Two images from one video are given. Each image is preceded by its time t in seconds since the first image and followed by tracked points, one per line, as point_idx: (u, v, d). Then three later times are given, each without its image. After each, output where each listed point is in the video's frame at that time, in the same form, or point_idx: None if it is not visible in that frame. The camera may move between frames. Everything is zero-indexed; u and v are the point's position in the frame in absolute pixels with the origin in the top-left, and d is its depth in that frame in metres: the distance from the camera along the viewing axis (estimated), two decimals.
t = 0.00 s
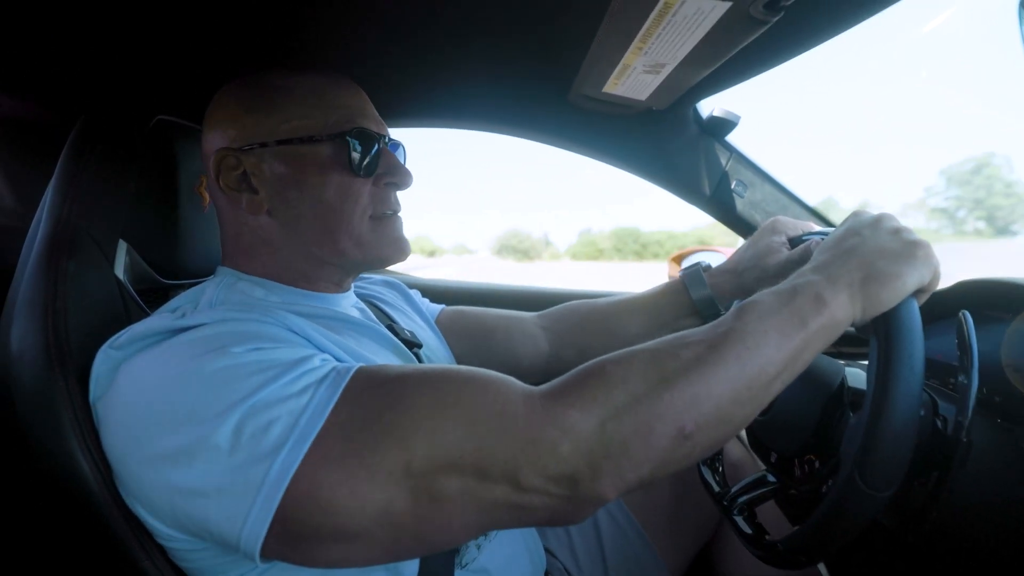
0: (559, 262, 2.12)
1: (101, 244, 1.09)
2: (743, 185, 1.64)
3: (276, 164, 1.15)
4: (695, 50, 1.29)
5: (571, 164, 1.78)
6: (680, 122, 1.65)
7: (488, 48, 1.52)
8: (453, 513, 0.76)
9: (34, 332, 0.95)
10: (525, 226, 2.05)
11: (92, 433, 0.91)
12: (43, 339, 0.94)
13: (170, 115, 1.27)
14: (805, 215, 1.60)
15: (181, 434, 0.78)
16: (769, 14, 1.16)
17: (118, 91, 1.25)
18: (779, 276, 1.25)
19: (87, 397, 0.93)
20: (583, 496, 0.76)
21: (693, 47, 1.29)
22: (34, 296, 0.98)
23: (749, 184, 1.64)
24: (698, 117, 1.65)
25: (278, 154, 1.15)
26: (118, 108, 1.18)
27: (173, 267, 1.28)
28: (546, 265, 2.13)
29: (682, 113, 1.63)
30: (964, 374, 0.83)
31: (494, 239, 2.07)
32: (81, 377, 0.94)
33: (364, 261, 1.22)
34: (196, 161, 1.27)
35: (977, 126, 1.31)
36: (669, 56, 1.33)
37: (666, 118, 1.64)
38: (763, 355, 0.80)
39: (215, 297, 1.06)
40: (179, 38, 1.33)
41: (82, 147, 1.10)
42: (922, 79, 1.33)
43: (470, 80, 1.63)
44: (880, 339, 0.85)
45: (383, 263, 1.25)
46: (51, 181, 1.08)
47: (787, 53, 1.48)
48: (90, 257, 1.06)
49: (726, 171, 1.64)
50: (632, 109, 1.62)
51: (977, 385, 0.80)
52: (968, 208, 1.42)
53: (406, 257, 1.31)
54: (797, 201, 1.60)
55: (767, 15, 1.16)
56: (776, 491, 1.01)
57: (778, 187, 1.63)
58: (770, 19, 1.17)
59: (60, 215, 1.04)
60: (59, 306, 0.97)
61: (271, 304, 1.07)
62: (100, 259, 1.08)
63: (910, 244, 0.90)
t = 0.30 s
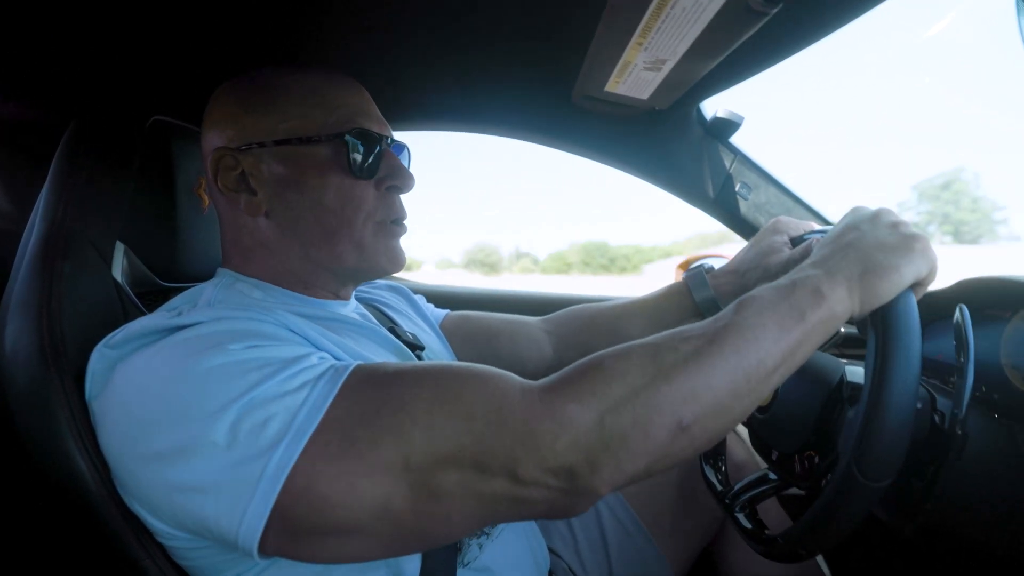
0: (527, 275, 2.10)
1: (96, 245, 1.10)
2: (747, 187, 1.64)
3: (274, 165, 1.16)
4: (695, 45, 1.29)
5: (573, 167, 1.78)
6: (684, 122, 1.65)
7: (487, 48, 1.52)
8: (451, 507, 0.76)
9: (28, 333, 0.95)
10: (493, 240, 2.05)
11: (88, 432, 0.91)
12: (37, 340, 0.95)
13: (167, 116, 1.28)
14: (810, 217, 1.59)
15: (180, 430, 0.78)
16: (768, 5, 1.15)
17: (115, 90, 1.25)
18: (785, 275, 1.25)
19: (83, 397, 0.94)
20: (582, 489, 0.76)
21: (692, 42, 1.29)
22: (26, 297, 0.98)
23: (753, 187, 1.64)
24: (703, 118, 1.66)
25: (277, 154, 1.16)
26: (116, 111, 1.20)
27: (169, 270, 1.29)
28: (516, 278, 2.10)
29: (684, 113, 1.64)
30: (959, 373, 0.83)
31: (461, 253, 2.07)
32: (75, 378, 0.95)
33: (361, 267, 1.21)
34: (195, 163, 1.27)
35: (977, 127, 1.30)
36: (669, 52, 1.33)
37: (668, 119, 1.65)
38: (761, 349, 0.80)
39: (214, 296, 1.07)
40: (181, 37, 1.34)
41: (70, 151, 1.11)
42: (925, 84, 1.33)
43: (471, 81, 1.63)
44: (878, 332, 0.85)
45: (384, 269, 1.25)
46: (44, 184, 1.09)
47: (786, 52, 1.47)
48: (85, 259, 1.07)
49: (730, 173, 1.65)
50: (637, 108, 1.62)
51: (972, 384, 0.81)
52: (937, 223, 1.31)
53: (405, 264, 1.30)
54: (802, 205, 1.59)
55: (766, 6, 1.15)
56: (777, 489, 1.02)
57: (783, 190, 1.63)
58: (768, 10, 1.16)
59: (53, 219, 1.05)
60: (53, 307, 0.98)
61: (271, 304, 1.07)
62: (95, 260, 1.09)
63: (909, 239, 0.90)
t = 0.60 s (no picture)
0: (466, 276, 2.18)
1: (100, 245, 1.10)
2: (746, 183, 1.65)
3: (277, 164, 1.16)
4: (693, 42, 1.28)
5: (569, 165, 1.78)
6: (680, 119, 1.64)
7: (483, 45, 1.51)
8: (451, 506, 0.76)
9: (33, 330, 0.95)
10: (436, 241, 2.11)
11: (91, 429, 0.92)
12: (42, 336, 0.95)
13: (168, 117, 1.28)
14: (805, 210, 1.62)
15: (179, 430, 0.78)
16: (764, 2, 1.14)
17: (111, 86, 1.24)
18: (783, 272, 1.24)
19: (86, 395, 0.94)
20: (581, 489, 0.75)
21: (690, 40, 1.28)
22: (31, 296, 0.98)
23: (751, 183, 1.65)
24: (699, 115, 1.65)
25: (281, 154, 1.16)
26: (117, 109, 1.19)
27: (172, 269, 1.27)
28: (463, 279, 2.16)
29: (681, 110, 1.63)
30: (961, 370, 0.82)
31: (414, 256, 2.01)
32: (78, 377, 0.95)
33: (359, 270, 1.22)
34: (195, 163, 1.28)
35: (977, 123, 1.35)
36: (667, 50, 1.32)
37: (666, 115, 1.64)
38: (761, 346, 0.79)
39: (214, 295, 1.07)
40: (176, 40, 1.34)
41: (82, 150, 1.11)
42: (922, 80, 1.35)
43: (467, 78, 1.63)
44: (879, 329, 0.84)
45: (380, 272, 1.25)
46: (48, 183, 1.09)
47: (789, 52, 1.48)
48: (89, 258, 1.07)
49: (729, 170, 1.65)
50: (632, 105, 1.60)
51: (973, 380, 0.79)
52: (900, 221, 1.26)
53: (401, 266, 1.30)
54: (798, 198, 1.62)
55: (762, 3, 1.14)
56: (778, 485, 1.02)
57: (780, 186, 1.64)
58: (764, 7, 1.15)
59: (59, 218, 1.05)
60: (57, 305, 0.98)
61: (271, 304, 1.07)
62: (99, 259, 1.09)
63: (909, 235, 0.90)
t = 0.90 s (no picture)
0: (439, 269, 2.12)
1: (99, 245, 1.10)
2: (745, 180, 1.65)
3: (299, 159, 1.16)
4: (691, 39, 1.28)
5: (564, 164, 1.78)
6: (680, 117, 1.64)
7: (480, 43, 1.51)
8: (450, 505, 0.76)
9: (32, 330, 0.96)
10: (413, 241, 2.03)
11: (91, 425, 0.93)
12: (41, 336, 0.95)
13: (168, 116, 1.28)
14: (805, 207, 1.60)
15: (179, 428, 0.78)
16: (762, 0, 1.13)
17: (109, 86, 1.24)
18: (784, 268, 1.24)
19: (86, 394, 0.95)
20: (580, 488, 0.76)
21: (689, 37, 1.27)
22: (31, 296, 0.99)
23: (751, 180, 1.65)
24: (698, 112, 1.65)
25: (303, 149, 1.16)
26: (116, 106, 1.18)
27: (172, 268, 1.27)
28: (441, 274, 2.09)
29: (678, 108, 1.62)
30: (959, 365, 0.82)
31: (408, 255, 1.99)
32: (78, 375, 0.96)
33: (377, 259, 1.23)
34: (194, 162, 1.29)
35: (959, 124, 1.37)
36: (665, 47, 1.32)
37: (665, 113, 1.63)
38: (760, 344, 0.79)
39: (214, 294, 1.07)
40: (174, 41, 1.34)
41: (80, 150, 1.11)
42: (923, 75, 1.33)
43: (465, 76, 1.62)
44: (878, 327, 0.84)
45: (392, 263, 1.27)
46: (47, 184, 1.09)
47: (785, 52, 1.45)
48: (89, 257, 1.07)
49: (728, 167, 1.65)
50: (631, 104, 1.60)
51: (972, 376, 0.80)
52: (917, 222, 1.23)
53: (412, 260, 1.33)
54: (797, 194, 1.61)
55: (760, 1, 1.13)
56: (777, 482, 1.02)
57: (780, 183, 1.64)
58: (762, 5, 1.14)
59: (58, 218, 1.05)
60: (56, 306, 0.98)
61: (270, 302, 1.07)
62: (98, 258, 1.09)
63: (908, 232, 0.90)
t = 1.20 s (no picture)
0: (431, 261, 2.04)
1: (98, 242, 1.09)
2: (742, 175, 1.65)
3: (298, 154, 1.15)
4: (693, 37, 1.28)
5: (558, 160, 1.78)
6: (678, 113, 1.64)
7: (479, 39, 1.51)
8: (453, 502, 0.76)
9: (31, 328, 0.95)
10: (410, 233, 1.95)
11: (92, 430, 0.91)
12: (40, 334, 0.95)
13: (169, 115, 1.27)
14: (803, 202, 1.63)
15: (180, 425, 0.78)
16: None
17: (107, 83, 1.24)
18: (781, 265, 1.25)
19: (86, 393, 0.94)
20: (583, 484, 0.76)
21: (690, 34, 1.27)
22: (32, 293, 0.98)
23: (747, 176, 1.66)
24: (697, 108, 1.65)
25: (302, 144, 1.15)
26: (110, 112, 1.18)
27: (171, 266, 1.26)
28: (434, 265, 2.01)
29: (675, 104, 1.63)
30: (963, 361, 0.83)
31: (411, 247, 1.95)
32: (78, 375, 0.95)
33: (371, 258, 1.21)
34: (193, 159, 1.27)
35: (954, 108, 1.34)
36: (666, 44, 1.31)
37: (662, 111, 1.64)
38: (763, 341, 0.79)
39: (214, 291, 1.07)
40: (173, 38, 1.33)
41: (78, 146, 1.10)
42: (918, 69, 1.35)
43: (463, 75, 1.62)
44: (881, 324, 0.84)
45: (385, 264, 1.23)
46: (46, 181, 1.08)
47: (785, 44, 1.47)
48: (88, 255, 1.06)
49: (725, 163, 1.66)
50: (629, 99, 1.60)
51: (977, 373, 0.81)
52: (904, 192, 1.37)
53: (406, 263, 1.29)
54: (794, 188, 1.64)
55: None
56: (778, 481, 1.02)
57: (777, 177, 1.65)
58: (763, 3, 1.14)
59: (57, 214, 1.04)
60: (55, 303, 0.98)
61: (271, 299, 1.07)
62: (98, 256, 1.08)
63: (909, 228, 0.90)
